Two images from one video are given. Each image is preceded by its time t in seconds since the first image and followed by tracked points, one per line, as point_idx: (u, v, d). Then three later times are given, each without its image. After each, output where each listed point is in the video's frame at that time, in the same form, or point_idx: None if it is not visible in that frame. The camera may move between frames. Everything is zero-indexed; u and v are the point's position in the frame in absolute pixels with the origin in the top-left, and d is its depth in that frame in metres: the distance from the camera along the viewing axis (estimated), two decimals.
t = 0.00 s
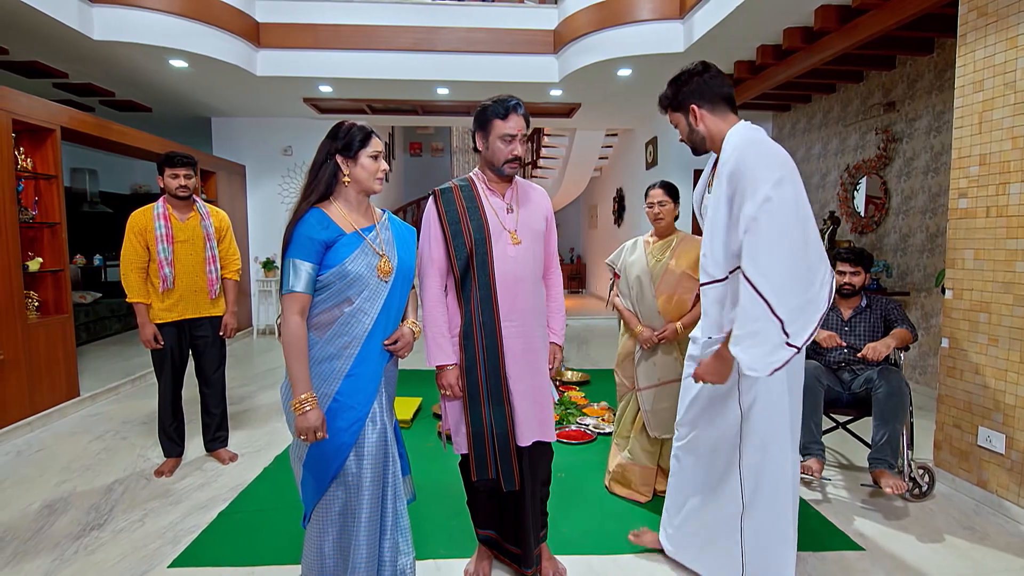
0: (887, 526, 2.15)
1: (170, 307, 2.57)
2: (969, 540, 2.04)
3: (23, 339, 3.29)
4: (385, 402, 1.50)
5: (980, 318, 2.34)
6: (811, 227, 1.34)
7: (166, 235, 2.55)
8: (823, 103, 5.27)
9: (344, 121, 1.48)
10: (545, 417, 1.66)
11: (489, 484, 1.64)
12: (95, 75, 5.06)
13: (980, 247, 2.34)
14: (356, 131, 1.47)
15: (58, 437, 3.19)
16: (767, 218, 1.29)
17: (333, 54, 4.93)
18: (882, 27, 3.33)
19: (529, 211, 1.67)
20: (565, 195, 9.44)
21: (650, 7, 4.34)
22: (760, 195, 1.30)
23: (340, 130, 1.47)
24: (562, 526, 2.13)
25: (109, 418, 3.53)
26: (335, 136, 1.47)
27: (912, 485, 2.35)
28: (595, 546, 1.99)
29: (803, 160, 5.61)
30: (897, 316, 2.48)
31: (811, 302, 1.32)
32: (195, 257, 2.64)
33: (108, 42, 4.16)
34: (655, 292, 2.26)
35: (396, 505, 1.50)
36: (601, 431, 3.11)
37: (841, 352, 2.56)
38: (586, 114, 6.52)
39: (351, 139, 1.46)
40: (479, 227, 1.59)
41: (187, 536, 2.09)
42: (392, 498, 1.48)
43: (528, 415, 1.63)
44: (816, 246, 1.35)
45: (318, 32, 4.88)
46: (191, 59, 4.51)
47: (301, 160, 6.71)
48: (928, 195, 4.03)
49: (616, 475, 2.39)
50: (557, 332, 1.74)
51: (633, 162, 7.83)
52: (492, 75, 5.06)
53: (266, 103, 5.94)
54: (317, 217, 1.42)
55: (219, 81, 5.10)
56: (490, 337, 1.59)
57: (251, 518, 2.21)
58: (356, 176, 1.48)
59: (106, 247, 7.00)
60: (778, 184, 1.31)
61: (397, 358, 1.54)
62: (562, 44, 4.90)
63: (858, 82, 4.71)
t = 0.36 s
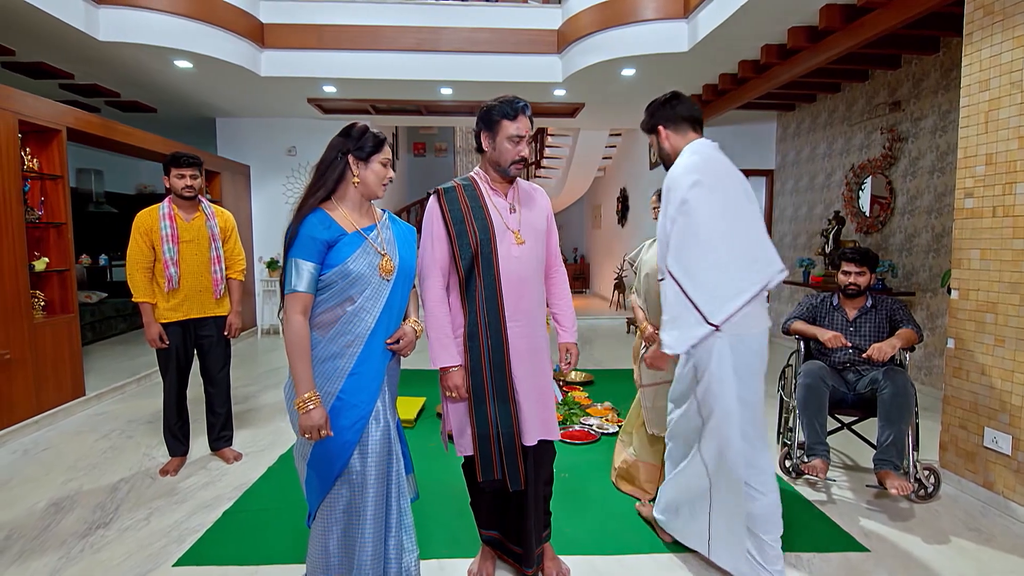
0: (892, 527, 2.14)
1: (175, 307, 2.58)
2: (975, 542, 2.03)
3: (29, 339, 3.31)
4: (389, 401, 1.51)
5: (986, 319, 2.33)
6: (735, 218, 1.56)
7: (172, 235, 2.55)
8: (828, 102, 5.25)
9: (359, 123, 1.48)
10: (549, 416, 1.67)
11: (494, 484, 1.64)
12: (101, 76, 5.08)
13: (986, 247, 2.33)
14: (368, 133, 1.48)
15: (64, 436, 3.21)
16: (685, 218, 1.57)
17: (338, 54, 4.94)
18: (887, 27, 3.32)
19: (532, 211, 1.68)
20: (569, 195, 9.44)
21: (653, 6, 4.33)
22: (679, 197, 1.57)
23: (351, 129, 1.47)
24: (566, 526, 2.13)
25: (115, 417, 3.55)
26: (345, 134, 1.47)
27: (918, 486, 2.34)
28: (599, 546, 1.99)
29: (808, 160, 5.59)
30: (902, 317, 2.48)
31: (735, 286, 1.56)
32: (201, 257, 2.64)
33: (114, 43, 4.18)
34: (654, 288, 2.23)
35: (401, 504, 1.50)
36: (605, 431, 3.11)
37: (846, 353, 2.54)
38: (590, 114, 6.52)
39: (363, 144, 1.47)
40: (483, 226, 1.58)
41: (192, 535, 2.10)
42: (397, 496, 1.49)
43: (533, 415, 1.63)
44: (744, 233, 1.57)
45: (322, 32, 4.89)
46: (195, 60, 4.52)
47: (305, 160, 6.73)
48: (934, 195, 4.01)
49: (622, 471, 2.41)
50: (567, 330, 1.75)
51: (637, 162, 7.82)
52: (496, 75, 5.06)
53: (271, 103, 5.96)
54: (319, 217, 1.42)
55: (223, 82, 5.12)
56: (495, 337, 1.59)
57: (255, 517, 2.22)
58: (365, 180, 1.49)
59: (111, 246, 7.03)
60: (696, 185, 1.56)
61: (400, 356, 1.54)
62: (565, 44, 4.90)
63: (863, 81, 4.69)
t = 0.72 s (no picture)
0: (902, 529, 2.12)
1: (184, 306, 2.59)
2: (986, 544, 2.01)
3: (40, 337, 3.34)
4: (394, 399, 1.51)
5: (997, 319, 2.31)
6: (660, 213, 1.82)
7: (180, 235, 2.57)
8: (837, 101, 5.21)
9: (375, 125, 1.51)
10: (554, 416, 1.68)
11: (500, 485, 1.63)
12: (110, 77, 5.12)
13: (997, 247, 2.31)
14: (381, 136, 1.51)
15: (75, 434, 3.24)
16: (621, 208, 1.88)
17: (345, 55, 4.96)
18: (895, 25, 3.29)
19: (536, 211, 1.68)
20: (576, 194, 9.42)
21: (661, 5, 4.31)
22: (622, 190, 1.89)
23: (364, 131, 1.50)
24: (572, 526, 2.12)
25: (124, 416, 3.57)
26: (359, 135, 1.50)
27: (928, 488, 2.32)
28: (606, 546, 1.99)
29: (816, 159, 5.56)
30: (912, 317, 2.46)
31: (639, 267, 1.83)
32: (209, 256, 2.66)
33: (123, 44, 4.21)
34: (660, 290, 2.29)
35: (408, 501, 1.50)
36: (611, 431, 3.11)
37: (855, 353, 2.52)
38: (597, 113, 6.50)
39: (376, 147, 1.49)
40: (488, 226, 1.58)
41: (200, 532, 2.11)
42: (403, 494, 1.49)
43: (538, 415, 1.64)
44: (666, 228, 1.82)
45: (330, 32, 4.91)
46: (204, 61, 4.55)
47: (313, 160, 6.76)
48: (944, 194, 3.97)
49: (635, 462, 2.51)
50: (567, 329, 1.77)
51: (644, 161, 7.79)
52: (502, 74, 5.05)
53: (278, 103, 5.99)
54: (327, 217, 1.42)
55: (231, 82, 5.15)
56: (501, 337, 1.59)
57: (264, 515, 2.23)
58: (376, 184, 1.50)
59: (121, 246, 7.09)
60: (636, 180, 1.85)
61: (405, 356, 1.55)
62: (572, 43, 4.89)
63: (873, 79, 4.65)
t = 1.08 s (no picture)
0: (911, 530, 2.11)
1: (193, 305, 2.61)
2: (996, 546, 1.99)
3: (51, 335, 3.37)
4: (399, 395, 1.51)
5: (1009, 319, 2.28)
6: (615, 219, 2.16)
7: (188, 234, 2.58)
8: (846, 98, 5.17)
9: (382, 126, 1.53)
10: (558, 416, 1.67)
11: (503, 484, 1.63)
12: (120, 77, 5.15)
13: (1010, 246, 2.28)
14: (389, 138, 1.54)
15: (86, 431, 3.27)
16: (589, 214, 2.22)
17: (352, 54, 4.97)
18: (905, 22, 3.26)
19: (539, 210, 1.68)
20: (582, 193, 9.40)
21: (669, 2, 4.29)
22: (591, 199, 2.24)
23: (373, 132, 1.52)
24: (579, 525, 2.12)
25: (134, 412, 3.61)
26: (368, 135, 1.51)
27: (938, 489, 2.30)
28: (612, 545, 1.98)
29: (825, 157, 5.52)
30: (923, 316, 2.42)
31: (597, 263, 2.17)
32: (216, 254, 2.68)
33: (133, 44, 4.24)
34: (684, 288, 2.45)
35: (413, 496, 1.51)
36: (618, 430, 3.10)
37: (864, 353, 2.50)
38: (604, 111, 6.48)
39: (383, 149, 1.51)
40: (491, 225, 1.58)
41: (209, 529, 2.12)
42: (409, 489, 1.50)
43: (542, 414, 1.64)
44: (621, 231, 2.16)
45: (337, 31, 4.92)
46: (212, 60, 4.57)
47: (320, 159, 6.79)
48: (956, 192, 3.93)
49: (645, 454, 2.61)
50: (569, 329, 1.77)
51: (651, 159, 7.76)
52: (509, 73, 5.05)
53: (286, 103, 6.01)
54: (335, 216, 1.43)
55: (239, 82, 5.17)
56: (505, 337, 1.59)
57: (272, 512, 2.24)
58: (384, 185, 1.52)
59: (130, 244, 7.15)
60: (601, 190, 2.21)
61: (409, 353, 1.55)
62: (579, 41, 4.87)
63: (883, 76, 4.61)
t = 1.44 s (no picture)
0: (921, 530, 2.09)
1: (201, 302, 2.62)
2: (1007, 547, 1.97)
3: (62, 332, 3.41)
4: (405, 391, 1.52)
5: (1022, 318, 2.25)
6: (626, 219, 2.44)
7: (196, 232, 2.60)
8: (856, 95, 5.13)
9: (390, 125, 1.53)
10: (564, 414, 1.67)
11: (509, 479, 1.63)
12: (130, 76, 5.19)
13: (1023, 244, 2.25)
14: (398, 138, 1.53)
15: (97, 426, 3.30)
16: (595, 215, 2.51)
17: (360, 52, 4.98)
18: (915, 18, 3.23)
19: (544, 208, 1.68)
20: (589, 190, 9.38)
21: None
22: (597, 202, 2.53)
23: (383, 132, 1.51)
24: (587, 524, 2.12)
25: (144, 409, 3.64)
26: (378, 136, 1.51)
27: (948, 489, 2.28)
28: (619, 544, 1.98)
29: (835, 154, 5.48)
30: (933, 315, 2.40)
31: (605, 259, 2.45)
32: (224, 251, 2.69)
33: (142, 44, 4.27)
34: (702, 284, 2.45)
35: (420, 491, 1.52)
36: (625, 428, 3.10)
37: (874, 351, 2.48)
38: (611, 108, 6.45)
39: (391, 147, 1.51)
40: (497, 223, 1.58)
41: (218, 524, 2.14)
42: (415, 484, 1.50)
43: (547, 412, 1.63)
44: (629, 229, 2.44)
45: (344, 29, 4.93)
46: (221, 59, 4.59)
47: (328, 158, 6.81)
48: (967, 189, 3.89)
49: (663, 454, 2.60)
50: (576, 326, 1.76)
51: (659, 156, 7.73)
52: (516, 70, 5.04)
53: (294, 101, 6.04)
54: (344, 214, 1.43)
55: (247, 80, 5.19)
56: (510, 334, 1.58)
57: (280, 508, 2.25)
58: (394, 183, 1.52)
59: (140, 242, 7.20)
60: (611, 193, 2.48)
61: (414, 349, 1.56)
62: (586, 38, 4.86)
63: (894, 72, 4.56)
